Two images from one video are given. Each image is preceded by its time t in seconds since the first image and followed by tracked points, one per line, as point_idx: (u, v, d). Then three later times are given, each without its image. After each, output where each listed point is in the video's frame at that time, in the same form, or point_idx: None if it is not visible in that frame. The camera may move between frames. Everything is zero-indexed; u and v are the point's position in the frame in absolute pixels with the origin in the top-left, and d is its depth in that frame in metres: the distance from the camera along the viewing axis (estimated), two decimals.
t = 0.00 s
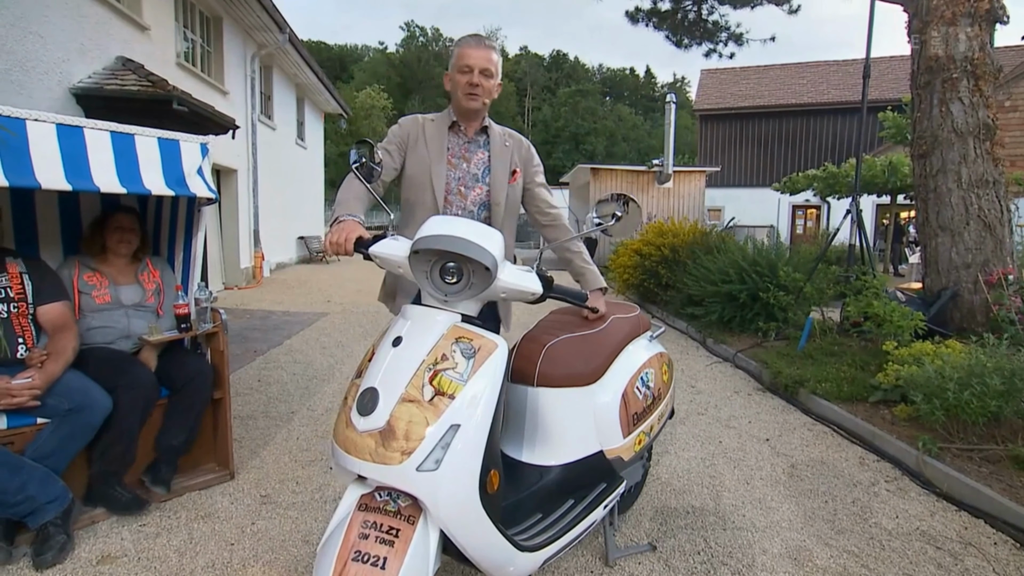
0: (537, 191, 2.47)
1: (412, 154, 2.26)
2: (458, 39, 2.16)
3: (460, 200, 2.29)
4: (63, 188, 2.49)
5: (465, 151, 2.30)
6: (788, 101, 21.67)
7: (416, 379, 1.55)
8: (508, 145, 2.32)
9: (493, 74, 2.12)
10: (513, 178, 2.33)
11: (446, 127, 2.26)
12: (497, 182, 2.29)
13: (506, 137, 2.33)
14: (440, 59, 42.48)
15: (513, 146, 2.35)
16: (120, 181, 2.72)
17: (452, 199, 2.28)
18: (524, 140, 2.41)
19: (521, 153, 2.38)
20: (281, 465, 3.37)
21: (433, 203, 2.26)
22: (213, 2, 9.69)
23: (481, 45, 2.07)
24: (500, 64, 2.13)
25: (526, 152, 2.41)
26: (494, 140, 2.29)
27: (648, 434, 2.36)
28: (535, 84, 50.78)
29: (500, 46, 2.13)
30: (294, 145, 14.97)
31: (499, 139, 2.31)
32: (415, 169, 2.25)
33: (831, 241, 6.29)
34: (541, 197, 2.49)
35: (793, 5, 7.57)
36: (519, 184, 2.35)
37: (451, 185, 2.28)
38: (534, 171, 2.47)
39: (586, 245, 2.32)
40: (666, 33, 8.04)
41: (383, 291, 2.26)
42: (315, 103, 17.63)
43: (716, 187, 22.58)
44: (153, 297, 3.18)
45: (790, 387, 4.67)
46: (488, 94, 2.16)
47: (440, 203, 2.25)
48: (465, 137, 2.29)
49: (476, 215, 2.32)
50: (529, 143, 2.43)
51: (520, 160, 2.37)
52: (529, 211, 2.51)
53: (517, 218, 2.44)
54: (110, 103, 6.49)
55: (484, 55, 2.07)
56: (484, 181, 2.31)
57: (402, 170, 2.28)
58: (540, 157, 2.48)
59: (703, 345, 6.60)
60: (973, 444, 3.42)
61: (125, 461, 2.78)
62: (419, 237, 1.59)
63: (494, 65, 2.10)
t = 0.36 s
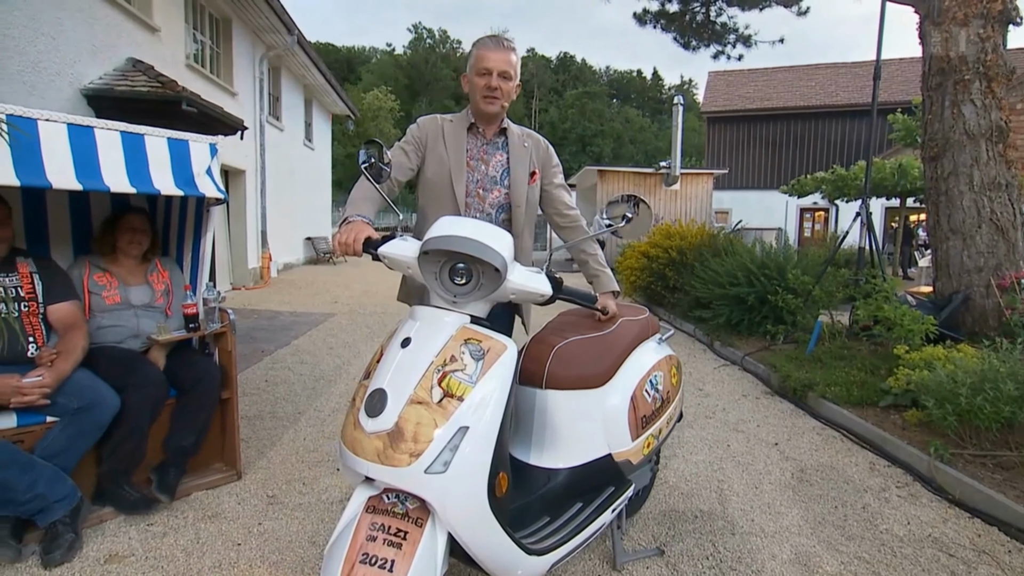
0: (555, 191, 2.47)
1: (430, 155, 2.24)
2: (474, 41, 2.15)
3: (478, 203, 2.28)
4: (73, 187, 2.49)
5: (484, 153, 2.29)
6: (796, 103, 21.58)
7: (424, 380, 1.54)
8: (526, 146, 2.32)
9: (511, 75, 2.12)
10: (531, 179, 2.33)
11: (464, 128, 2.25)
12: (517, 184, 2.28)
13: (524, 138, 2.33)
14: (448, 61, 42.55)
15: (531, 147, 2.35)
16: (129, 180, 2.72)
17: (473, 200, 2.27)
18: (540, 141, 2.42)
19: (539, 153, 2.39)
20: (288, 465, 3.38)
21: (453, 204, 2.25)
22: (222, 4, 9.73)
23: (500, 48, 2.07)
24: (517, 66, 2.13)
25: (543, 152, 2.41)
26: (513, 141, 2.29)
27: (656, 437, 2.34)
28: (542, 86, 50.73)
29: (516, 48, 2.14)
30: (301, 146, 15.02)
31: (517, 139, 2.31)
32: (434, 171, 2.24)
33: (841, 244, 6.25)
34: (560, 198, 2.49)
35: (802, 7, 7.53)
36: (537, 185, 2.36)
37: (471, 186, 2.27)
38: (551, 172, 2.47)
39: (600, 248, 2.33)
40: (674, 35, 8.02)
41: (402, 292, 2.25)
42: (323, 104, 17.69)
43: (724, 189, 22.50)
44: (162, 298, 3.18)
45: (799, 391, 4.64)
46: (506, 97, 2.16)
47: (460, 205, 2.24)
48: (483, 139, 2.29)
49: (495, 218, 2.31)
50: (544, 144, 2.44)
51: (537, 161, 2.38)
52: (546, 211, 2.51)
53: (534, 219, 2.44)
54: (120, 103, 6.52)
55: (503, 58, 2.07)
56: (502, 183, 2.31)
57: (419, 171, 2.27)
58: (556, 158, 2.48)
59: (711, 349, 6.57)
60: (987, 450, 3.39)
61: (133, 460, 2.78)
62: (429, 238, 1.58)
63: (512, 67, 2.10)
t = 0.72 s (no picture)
0: (560, 195, 2.48)
1: (437, 158, 2.25)
2: (481, 46, 2.15)
3: (487, 204, 2.28)
4: (88, 188, 2.52)
5: (492, 155, 2.29)
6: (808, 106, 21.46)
7: (434, 382, 1.55)
8: (533, 150, 2.33)
9: (515, 81, 2.12)
10: (538, 182, 2.35)
11: (472, 131, 2.26)
12: (524, 186, 2.29)
13: (531, 141, 2.34)
14: (458, 63, 42.65)
15: (538, 150, 2.36)
16: (143, 181, 2.74)
17: (482, 203, 2.28)
18: (546, 145, 2.43)
19: (545, 157, 2.40)
20: (298, 465, 3.39)
21: (461, 206, 2.25)
22: (236, 6, 9.80)
23: (505, 53, 2.07)
24: (522, 72, 2.13)
25: (549, 156, 2.42)
26: (520, 145, 2.30)
27: (665, 440, 2.33)
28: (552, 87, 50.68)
29: (521, 53, 2.13)
30: (312, 147, 15.10)
31: (524, 143, 2.32)
32: (443, 173, 2.24)
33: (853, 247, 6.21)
34: (564, 202, 2.50)
35: (814, 8, 7.50)
36: (544, 188, 2.37)
37: (478, 189, 2.27)
38: (556, 175, 2.49)
39: (606, 251, 2.35)
40: (685, 37, 8.00)
41: (411, 292, 2.26)
42: (335, 106, 17.77)
43: (735, 192, 22.39)
44: (175, 298, 3.20)
45: (810, 395, 4.61)
46: (512, 102, 2.16)
47: (471, 207, 2.24)
48: (490, 143, 2.29)
49: (503, 219, 2.32)
50: (549, 146, 2.45)
51: (543, 164, 2.39)
52: (551, 215, 2.52)
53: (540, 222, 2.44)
54: (135, 104, 6.58)
55: (507, 64, 2.07)
56: (510, 185, 2.31)
57: (427, 172, 2.27)
58: (560, 162, 2.50)
59: (721, 352, 6.54)
60: (1003, 457, 3.32)
61: (145, 459, 2.80)
62: (439, 240, 1.58)
63: (517, 73, 2.10)
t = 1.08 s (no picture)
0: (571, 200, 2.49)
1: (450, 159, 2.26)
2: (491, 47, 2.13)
3: (500, 204, 2.29)
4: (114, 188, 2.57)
5: (505, 157, 2.30)
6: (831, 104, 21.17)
7: (451, 382, 1.55)
8: (546, 154, 2.34)
9: (524, 86, 2.10)
10: (551, 185, 2.35)
11: (485, 133, 2.26)
12: (538, 187, 2.30)
13: (544, 146, 2.35)
14: (477, 63, 42.72)
15: (551, 155, 2.37)
16: (168, 182, 2.79)
17: (495, 204, 2.28)
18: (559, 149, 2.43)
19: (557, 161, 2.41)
20: (316, 462, 3.43)
21: (475, 207, 2.25)
22: (258, 8, 9.91)
23: (514, 58, 2.05)
24: (532, 76, 2.11)
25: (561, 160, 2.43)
26: (533, 148, 2.31)
27: (683, 442, 2.32)
28: (571, 87, 50.53)
29: (531, 55, 2.11)
30: (332, 147, 15.22)
31: (537, 146, 2.33)
32: (457, 174, 2.25)
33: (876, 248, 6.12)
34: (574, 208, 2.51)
35: (837, 6, 7.39)
36: (556, 191, 2.38)
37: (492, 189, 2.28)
38: (569, 180, 2.49)
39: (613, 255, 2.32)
40: (705, 36, 7.94)
41: (425, 292, 2.26)
42: (355, 106, 17.90)
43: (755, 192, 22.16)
44: (197, 296, 3.25)
45: (830, 398, 4.55)
46: (521, 107, 2.15)
47: (484, 207, 2.24)
48: (502, 144, 2.30)
49: (516, 220, 2.32)
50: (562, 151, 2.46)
51: (556, 168, 2.40)
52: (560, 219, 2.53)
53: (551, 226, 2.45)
54: (160, 105, 6.69)
55: (516, 70, 2.05)
56: (523, 186, 2.32)
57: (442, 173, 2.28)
58: (572, 167, 2.51)
59: (740, 353, 6.48)
60: None
61: (168, 454, 2.85)
62: (456, 241, 1.59)
63: (526, 79, 2.08)
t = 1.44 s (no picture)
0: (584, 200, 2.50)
1: (465, 160, 2.28)
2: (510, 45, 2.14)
3: (514, 203, 2.30)
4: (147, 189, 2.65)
5: (519, 155, 2.31)
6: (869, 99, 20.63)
7: (463, 379, 1.57)
8: (560, 154, 2.35)
9: (537, 88, 2.12)
10: (565, 184, 2.36)
11: (499, 133, 2.28)
12: (551, 186, 2.30)
13: (558, 146, 2.36)
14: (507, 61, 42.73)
15: (564, 155, 2.38)
16: (198, 183, 2.87)
17: (509, 202, 2.30)
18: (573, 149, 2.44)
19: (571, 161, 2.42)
20: (341, 457, 3.48)
21: (489, 206, 2.27)
22: (290, 11, 10.08)
23: (530, 60, 2.06)
24: (547, 78, 2.12)
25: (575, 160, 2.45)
26: (547, 148, 2.32)
27: (701, 443, 2.30)
28: (602, 84, 50.21)
29: (549, 57, 2.12)
30: (363, 147, 15.41)
31: (552, 146, 2.33)
32: (472, 173, 2.28)
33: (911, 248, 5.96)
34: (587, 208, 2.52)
35: None
36: (570, 191, 2.38)
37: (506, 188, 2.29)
38: (582, 180, 2.50)
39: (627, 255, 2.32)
40: (737, 30, 7.81)
41: (442, 290, 2.29)
42: (385, 105, 18.08)
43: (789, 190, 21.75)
44: (226, 293, 3.34)
45: (861, 400, 4.45)
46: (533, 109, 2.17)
47: (498, 206, 2.26)
48: (515, 143, 2.31)
49: (530, 217, 2.33)
50: (576, 151, 2.47)
51: (570, 168, 2.41)
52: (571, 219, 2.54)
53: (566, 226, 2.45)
54: (196, 108, 6.87)
55: (530, 71, 2.07)
56: (537, 184, 2.33)
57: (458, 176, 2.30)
58: (585, 167, 2.51)
59: (769, 354, 6.37)
60: None
61: (198, 446, 2.93)
62: (469, 240, 1.61)
63: (540, 81, 2.09)
